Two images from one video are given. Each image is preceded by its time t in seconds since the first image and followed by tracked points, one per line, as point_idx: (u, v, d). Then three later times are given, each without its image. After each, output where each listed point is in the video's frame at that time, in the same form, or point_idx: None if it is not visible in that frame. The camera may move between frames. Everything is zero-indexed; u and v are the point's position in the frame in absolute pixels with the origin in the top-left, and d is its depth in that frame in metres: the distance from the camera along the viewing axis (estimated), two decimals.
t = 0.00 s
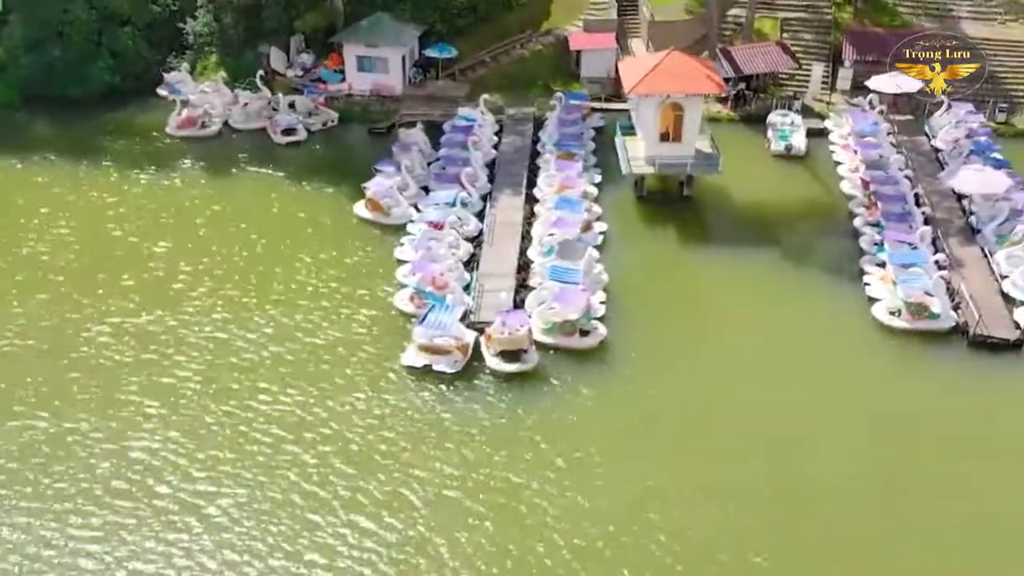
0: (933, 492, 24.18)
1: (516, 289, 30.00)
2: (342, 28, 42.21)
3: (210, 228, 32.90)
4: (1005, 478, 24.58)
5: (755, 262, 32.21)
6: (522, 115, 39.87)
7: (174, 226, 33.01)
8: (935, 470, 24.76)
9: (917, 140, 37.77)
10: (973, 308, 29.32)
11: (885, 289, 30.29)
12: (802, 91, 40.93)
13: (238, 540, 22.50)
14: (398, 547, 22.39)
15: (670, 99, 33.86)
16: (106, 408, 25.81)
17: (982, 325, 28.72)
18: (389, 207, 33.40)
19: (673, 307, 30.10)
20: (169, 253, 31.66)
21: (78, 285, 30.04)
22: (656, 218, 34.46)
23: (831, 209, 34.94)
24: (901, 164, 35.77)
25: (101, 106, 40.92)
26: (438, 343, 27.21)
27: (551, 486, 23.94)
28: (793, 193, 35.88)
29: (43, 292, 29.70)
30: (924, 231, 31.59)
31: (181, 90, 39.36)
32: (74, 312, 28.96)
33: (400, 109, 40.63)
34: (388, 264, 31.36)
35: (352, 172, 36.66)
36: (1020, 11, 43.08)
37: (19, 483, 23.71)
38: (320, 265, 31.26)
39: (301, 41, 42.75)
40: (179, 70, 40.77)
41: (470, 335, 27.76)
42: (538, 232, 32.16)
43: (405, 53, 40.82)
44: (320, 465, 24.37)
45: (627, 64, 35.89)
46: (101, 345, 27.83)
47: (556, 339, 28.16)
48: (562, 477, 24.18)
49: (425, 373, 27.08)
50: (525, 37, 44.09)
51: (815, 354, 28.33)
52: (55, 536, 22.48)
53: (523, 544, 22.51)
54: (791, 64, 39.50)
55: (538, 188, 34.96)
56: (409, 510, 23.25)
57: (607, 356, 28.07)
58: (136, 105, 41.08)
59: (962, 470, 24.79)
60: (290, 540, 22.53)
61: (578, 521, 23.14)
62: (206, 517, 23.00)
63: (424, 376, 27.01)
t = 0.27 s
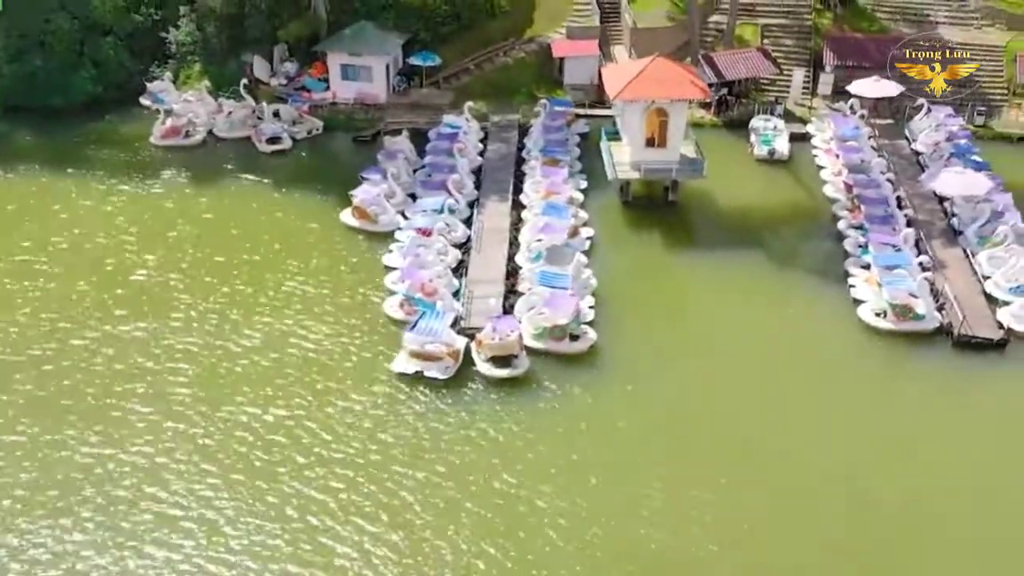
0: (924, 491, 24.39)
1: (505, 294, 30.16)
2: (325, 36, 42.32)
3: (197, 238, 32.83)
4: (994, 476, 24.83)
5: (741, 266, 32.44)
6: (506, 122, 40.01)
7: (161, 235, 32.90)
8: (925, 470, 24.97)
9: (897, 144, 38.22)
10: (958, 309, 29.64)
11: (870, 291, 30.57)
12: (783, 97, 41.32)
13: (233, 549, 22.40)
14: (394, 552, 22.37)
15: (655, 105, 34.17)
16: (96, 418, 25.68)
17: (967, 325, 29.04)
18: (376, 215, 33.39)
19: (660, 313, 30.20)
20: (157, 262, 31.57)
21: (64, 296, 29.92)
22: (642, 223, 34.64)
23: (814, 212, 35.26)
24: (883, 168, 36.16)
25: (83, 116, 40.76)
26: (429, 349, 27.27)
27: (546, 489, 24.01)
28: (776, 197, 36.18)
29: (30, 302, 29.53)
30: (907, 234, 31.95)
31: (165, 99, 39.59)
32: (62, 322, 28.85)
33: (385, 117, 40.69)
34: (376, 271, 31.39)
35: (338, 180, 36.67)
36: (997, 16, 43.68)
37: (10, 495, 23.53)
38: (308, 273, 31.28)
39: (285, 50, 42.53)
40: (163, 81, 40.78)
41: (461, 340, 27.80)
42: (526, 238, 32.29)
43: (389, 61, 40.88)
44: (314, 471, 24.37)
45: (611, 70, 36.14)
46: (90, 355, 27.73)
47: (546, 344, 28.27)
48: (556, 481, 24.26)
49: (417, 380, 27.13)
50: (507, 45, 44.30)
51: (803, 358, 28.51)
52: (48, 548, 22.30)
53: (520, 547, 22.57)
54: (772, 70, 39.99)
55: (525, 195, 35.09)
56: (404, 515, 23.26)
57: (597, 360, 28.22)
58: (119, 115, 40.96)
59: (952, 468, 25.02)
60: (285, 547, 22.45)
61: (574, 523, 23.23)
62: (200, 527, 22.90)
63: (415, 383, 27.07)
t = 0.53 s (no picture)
0: (914, 489, 24.65)
1: (493, 300, 30.27)
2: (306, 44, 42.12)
3: (182, 246, 32.77)
4: (981, 472, 25.15)
5: (725, 270, 32.69)
6: (489, 128, 40.18)
7: (146, 244, 32.82)
8: (914, 468, 25.25)
9: (876, 148, 38.76)
10: (939, 309, 29.92)
11: (853, 292, 30.87)
12: (762, 102, 41.74)
13: (227, 555, 22.34)
14: (389, 556, 22.39)
15: (638, 110, 34.33)
16: (85, 427, 25.58)
17: (948, 325, 29.34)
18: (361, 222, 33.42)
19: (646, 318, 30.36)
20: (142, 271, 31.47)
21: (50, 305, 29.78)
22: (626, 228, 34.85)
23: (796, 215, 35.64)
24: (863, 172, 36.71)
25: (64, 126, 40.54)
26: (417, 355, 27.33)
27: (538, 491, 24.11)
28: (758, 201, 36.53)
29: (15, 313, 29.36)
30: (888, 235, 32.35)
31: (145, 109, 39.42)
32: (48, 331, 28.72)
33: (368, 125, 40.72)
34: (363, 278, 31.44)
35: (322, 188, 36.68)
36: (969, 20, 44.42)
37: None
38: (295, 280, 31.29)
39: (266, 60, 42.45)
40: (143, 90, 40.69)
41: (450, 346, 27.88)
42: (511, 243, 32.40)
43: (371, 69, 40.95)
44: (307, 477, 24.36)
45: (593, 76, 36.32)
46: (78, 365, 27.58)
47: (535, 348, 28.38)
48: (548, 484, 24.36)
49: (406, 386, 27.16)
50: (489, 53, 44.77)
51: (789, 360, 28.76)
52: (39, 558, 22.15)
53: (515, 549, 22.65)
54: (751, 75, 40.44)
55: (509, 201, 35.23)
56: (399, 519, 23.30)
57: (585, 364, 28.38)
58: (100, 125, 40.78)
59: (939, 466, 25.31)
60: (280, 553, 22.42)
61: (568, 524, 23.35)
62: (193, 534, 22.82)
63: (405, 389, 27.10)
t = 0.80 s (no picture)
0: (908, 488, 24.79)
1: (481, 303, 30.40)
2: (290, 52, 42.22)
3: (170, 253, 32.73)
4: (973, 469, 25.35)
5: (711, 271, 32.92)
6: (474, 133, 40.32)
7: (133, 251, 32.75)
8: (907, 467, 25.40)
9: (857, 150, 39.17)
10: (922, 308, 30.33)
11: (838, 292, 31.19)
12: (744, 105, 42.15)
13: (223, 559, 22.36)
14: (385, 558, 22.47)
15: (622, 115, 34.59)
16: (75, 434, 25.50)
17: (932, 324, 29.69)
18: (348, 227, 33.46)
19: (636, 322, 30.45)
20: (130, 277, 31.41)
21: (37, 313, 29.68)
22: (612, 231, 35.05)
23: (780, 217, 35.99)
24: (845, 174, 37.09)
25: (47, 134, 40.36)
26: (407, 358, 27.36)
27: (532, 492, 24.26)
28: (742, 203, 36.84)
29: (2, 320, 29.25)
30: (871, 236, 32.75)
31: (129, 117, 39.44)
32: (37, 339, 28.62)
33: (353, 130, 40.77)
34: (351, 283, 31.52)
35: (309, 193, 36.69)
36: (946, 24, 45.02)
37: None
38: (283, 286, 31.32)
39: (249, 66, 42.61)
40: (126, 97, 40.64)
41: (439, 350, 27.98)
42: (499, 247, 32.55)
43: (355, 75, 41.15)
44: (302, 481, 24.40)
45: (577, 81, 36.57)
46: (68, 372, 27.49)
47: (524, 351, 28.52)
48: (540, 484, 24.50)
49: (397, 390, 27.22)
50: (473, 58, 44.58)
51: (778, 362, 28.92)
52: (32, 564, 22.07)
53: (510, 549, 22.78)
54: (733, 78, 40.80)
55: (495, 205, 35.40)
56: (395, 521, 23.37)
57: (575, 366, 28.54)
58: (83, 133, 40.61)
59: (931, 463, 25.50)
60: (275, 556, 22.45)
61: (563, 524, 23.48)
62: (188, 538, 22.81)
63: (396, 393, 27.17)
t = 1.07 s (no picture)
0: (894, 481, 25.07)
1: (468, 304, 30.56)
2: (273, 56, 42.29)
3: (156, 257, 32.73)
4: (961, 462, 25.62)
5: (696, 271, 33.20)
6: (457, 136, 40.49)
7: (119, 255, 32.72)
8: (897, 462, 25.61)
9: (837, 149, 39.64)
10: (904, 304, 30.74)
11: (821, 289, 31.54)
12: (725, 106, 42.65)
13: (216, 559, 22.38)
14: (378, 556, 22.56)
15: (606, 116, 34.80)
16: (65, 438, 25.48)
17: (914, 320, 30.06)
18: (334, 230, 33.56)
19: (624, 323, 30.57)
20: (116, 282, 31.38)
21: (24, 318, 29.62)
22: (597, 232, 35.29)
23: (762, 216, 36.35)
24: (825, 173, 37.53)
25: (29, 140, 40.24)
26: (397, 360, 27.47)
27: (523, 490, 24.43)
28: (725, 203, 37.18)
29: None
30: (852, 234, 33.15)
31: (111, 122, 39.62)
32: (24, 344, 28.57)
33: (337, 134, 40.85)
34: (338, 286, 31.62)
35: (294, 197, 36.73)
36: (923, 25, 45.61)
37: None
38: (271, 288, 31.38)
39: (232, 70, 42.60)
40: (109, 103, 40.64)
41: (428, 351, 28.11)
42: (485, 248, 32.73)
43: (338, 79, 41.14)
44: (295, 482, 24.44)
45: (561, 83, 36.78)
46: (56, 377, 27.43)
47: (512, 351, 28.69)
48: (530, 481, 24.68)
49: (386, 391, 27.34)
50: (456, 61, 44.68)
51: (766, 361, 29.12)
52: (24, 567, 22.03)
53: (504, 546, 22.91)
54: (714, 80, 41.18)
55: (481, 207, 35.58)
56: (389, 519, 23.48)
57: (563, 366, 28.74)
58: (66, 138, 40.47)
59: (920, 458, 25.73)
60: (268, 556, 22.50)
61: (556, 521, 23.62)
62: (181, 540, 22.82)
63: (385, 394, 27.28)
